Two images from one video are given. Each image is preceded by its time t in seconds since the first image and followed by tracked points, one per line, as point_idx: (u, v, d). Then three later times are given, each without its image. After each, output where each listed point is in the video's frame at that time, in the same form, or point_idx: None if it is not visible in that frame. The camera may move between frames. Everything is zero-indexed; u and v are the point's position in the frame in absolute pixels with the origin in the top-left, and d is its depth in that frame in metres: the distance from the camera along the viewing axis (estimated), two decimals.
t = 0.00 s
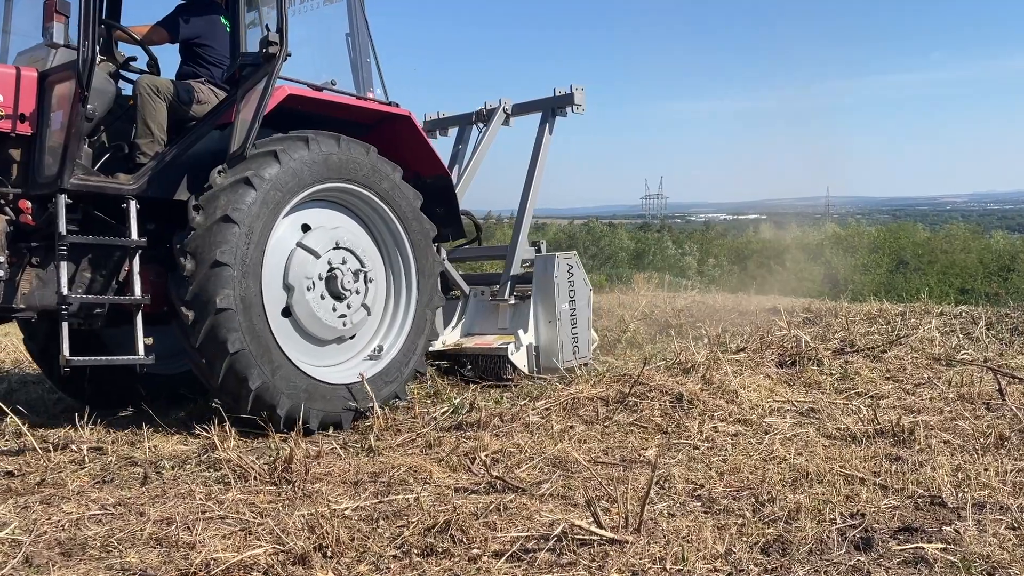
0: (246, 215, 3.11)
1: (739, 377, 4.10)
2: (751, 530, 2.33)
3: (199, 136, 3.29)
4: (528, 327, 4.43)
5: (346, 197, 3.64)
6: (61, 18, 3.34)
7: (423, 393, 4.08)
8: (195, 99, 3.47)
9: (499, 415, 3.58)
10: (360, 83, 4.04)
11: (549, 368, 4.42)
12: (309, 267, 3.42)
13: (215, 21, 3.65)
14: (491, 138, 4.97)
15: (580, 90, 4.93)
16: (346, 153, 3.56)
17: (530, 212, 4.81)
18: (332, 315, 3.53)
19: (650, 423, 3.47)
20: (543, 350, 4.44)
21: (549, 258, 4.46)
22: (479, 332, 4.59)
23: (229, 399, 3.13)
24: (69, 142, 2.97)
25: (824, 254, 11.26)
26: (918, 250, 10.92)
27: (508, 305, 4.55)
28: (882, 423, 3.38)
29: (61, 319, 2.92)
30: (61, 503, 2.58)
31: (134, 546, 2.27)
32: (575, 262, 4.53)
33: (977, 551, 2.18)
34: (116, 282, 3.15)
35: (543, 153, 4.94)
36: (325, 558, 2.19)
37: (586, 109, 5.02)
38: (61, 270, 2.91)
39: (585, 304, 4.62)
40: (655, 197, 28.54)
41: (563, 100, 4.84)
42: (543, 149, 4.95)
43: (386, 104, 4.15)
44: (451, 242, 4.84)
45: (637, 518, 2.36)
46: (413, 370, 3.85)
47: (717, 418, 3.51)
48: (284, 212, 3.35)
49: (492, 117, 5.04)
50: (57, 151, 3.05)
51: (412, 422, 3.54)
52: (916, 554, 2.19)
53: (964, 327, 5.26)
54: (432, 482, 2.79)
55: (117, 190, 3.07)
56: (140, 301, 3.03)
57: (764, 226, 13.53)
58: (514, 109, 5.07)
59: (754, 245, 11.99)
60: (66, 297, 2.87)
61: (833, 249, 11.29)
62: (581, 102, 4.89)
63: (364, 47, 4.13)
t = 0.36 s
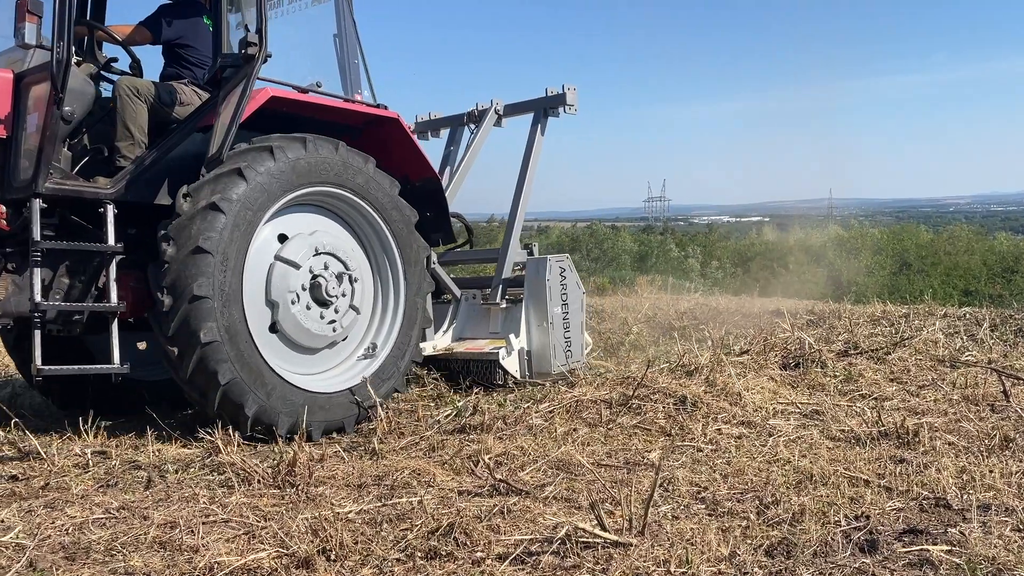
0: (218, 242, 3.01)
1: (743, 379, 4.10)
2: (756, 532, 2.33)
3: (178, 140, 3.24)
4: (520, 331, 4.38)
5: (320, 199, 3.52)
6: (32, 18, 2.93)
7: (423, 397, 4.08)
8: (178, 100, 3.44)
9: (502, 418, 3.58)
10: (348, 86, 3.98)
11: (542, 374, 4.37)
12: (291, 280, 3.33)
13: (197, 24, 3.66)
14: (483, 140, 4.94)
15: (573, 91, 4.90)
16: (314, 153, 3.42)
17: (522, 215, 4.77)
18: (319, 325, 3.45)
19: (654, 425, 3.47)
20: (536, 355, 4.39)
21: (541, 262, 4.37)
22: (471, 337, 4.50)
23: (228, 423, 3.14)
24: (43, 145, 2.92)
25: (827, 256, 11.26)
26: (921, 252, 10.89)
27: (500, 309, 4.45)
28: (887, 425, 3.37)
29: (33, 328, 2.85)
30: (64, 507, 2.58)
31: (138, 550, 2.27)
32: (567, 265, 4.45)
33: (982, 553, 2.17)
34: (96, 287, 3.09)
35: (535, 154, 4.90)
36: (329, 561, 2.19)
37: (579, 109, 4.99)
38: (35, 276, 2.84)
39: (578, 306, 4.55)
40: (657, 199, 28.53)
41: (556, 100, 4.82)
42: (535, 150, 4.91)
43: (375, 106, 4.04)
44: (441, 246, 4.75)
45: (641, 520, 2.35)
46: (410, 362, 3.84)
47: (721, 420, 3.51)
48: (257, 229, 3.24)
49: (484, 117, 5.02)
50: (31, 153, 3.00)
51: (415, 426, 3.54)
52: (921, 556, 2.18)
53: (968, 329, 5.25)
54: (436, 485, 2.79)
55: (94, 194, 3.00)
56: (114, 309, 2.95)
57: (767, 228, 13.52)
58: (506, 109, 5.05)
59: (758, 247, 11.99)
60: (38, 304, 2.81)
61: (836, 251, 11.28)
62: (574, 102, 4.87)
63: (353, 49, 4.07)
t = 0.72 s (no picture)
0: (196, 273, 2.92)
1: (747, 383, 4.09)
2: (760, 537, 2.33)
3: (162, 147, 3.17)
4: (513, 337, 4.29)
5: (299, 204, 3.41)
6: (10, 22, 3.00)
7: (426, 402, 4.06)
8: (165, 103, 3.39)
9: (506, 423, 3.58)
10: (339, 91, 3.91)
11: (536, 381, 4.29)
12: (276, 295, 3.26)
13: (186, 27, 3.61)
14: (477, 142, 4.92)
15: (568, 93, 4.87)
16: (285, 160, 3.29)
17: (516, 220, 4.72)
18: (308, 335, 3.39)
19: (658, 429, 3.46)
20: (530, 361, 4.29)
21: (535, 266, 4.30)
22: (464, 342, 4.46)
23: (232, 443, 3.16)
24: (23, 151, 2.88)
25: (831, 259, 11.22)
26: (925, 255, 10.78)
27: (493, 313, 4.38)
28: (891, 429, 3.37)
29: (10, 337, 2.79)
30: (70, 513, 2.58)
31: (143, 556, 2.28)
32: (561, 269, 4.37)
33: (987, 558, 2.17)
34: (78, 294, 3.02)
35: (530, 157, 4.88)
36: (334, 567, 2.19)
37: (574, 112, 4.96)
38: (13, 284, 2.79)
39: (573, 311, 4.47)
40: (659, 202, 28.53)
41: (550, 102, 4.81)
42: (530, 153, 4.90)
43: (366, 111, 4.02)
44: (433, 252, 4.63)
45: (645, 525, 2.35)
46: (406, 353, 3.83)
47: (725, 424, 3.50)
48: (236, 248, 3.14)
49: (478, 119, 4.99)
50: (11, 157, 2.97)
51: (419, 431, 3.55)
52: (926, 562, 2.17)
53: (972, 332, 5.24)
54: (440, 490, 2.79)
55: (75, 201, 2.96)
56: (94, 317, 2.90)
57: (771, 231, 13.51)
58: (500, 112, 5.02)
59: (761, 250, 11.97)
60: (15, 312, 2.75)
61: (840, 253, 11.25)
62: (568, 105, 4.83)
63: (345, 54, 4.02)
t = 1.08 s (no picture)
0: (172, 306, 2.86)
1: (751, 387, 4.07)
2: (764, 542, 2.32)
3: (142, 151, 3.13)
4: (506, 343, 4.22)
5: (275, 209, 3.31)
6: None
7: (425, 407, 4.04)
8: (148, 106, 3.32)
9: (510, 427, 3.58)
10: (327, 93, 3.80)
11: (530, 387, 4.23)
12: (260, 310, 3.18)
13: (173, 28, 3.55)
14: (470, 144, 4.88)
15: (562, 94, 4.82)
16: (250, 171, 3.16)
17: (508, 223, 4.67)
18: (295, 346, 3.33)
19: (662, 434, 3.46)
20: (522, 367, 4.23)
21: (527, 271, 4.24)
22: (455, 348, 4.36)
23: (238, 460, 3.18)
24: None
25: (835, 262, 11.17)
26: (931, 258, 10.58)
27: (485, 319, 4.30)
28: (896, 433, 3.36)
29: None
30: (74, 518, 2.59)
31: (147, 561, 2.28)
32: (554, 273, 4.32)
33: (992, 563, 2.16)
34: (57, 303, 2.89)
35: (524, 158, 4.84)
36: (337, 572, 2.19)
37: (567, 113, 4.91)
38: None
39: (566, 315, 4.43)
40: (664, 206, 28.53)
41: (544, 103, 4.77)
42: (523, 154, 4.85)
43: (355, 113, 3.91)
44: (424, 257, 4.62)
45: (648, 530, 2.34)
46: (400, 342, 3.78)
47: (730, 428, 3.50)
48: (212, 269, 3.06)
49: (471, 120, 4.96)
50: None
51: (423, 435, 3.55)
52: (930, 566, 2.16)
53: (978, 335, 5.21)
54: (443, 494, 2.79)
55: (52, 205, 2.88)
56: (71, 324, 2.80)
57: (777, 235, 13.50)
58: (494, 113, 4.98)
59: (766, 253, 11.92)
60: None
61: (845, 257, 11.20)
62: (561, 106, 4.79)
63: (333, 54, 3.88)
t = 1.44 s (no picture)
0: (154, 339, 2.80)
1: (757, 391, 4.06)
2: (771, 546, 2.31)
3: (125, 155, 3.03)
4: (499, 348, 4.20)
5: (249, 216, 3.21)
6: None
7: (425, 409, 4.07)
8: (134, 109, 3.24)
9: (516, 431, 3.59)
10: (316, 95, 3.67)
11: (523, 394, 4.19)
12: (245, 322, 3.12)
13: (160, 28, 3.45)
14: (464, 145, 4.86)
15: (555, 94, 4.74)
16: (216, 183, 3.03)
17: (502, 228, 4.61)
18: (285, 352, 3.28)
19: (668, 438, 3.45)
20: (516, 373, 4.20)
21: (521, 275, 4.22)
22: (449, 353, 4.38)
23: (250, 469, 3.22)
24: None
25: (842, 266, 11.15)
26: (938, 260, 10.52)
27: (479, 324, 4.30)
28: (903, 437, 3.35)
29: None
30: (82, 521, 2.60)
31: (154, 564, 2.29)
32: (548, 277, 4.30)
33: (1000, 567, 2.15)
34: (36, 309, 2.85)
35: (518, 160, 4.81)
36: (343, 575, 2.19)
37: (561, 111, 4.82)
38: None
39: (561, 320, 4.39)
40: (670, 210, 28.53)
41: (539, 104, 4.75)
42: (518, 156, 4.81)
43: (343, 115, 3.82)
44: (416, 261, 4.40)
45: (655, 534, 2.34)
46: (395, 330, 3.74)
47: (736, 432, 3.49)
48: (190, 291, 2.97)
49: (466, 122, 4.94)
50: None
51: (429, 439, 3.56)
52: (938, 570, 2.16)
53: (986, 339, 5.19)
54: (449, 498, 2.79)
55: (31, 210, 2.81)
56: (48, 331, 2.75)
57: (783, 238, 13.49)
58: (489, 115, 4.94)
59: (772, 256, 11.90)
60: None
61: (852, 260, 11.18)
62: (555, 107, 4.72)
63: (321, 53, 3.77)
